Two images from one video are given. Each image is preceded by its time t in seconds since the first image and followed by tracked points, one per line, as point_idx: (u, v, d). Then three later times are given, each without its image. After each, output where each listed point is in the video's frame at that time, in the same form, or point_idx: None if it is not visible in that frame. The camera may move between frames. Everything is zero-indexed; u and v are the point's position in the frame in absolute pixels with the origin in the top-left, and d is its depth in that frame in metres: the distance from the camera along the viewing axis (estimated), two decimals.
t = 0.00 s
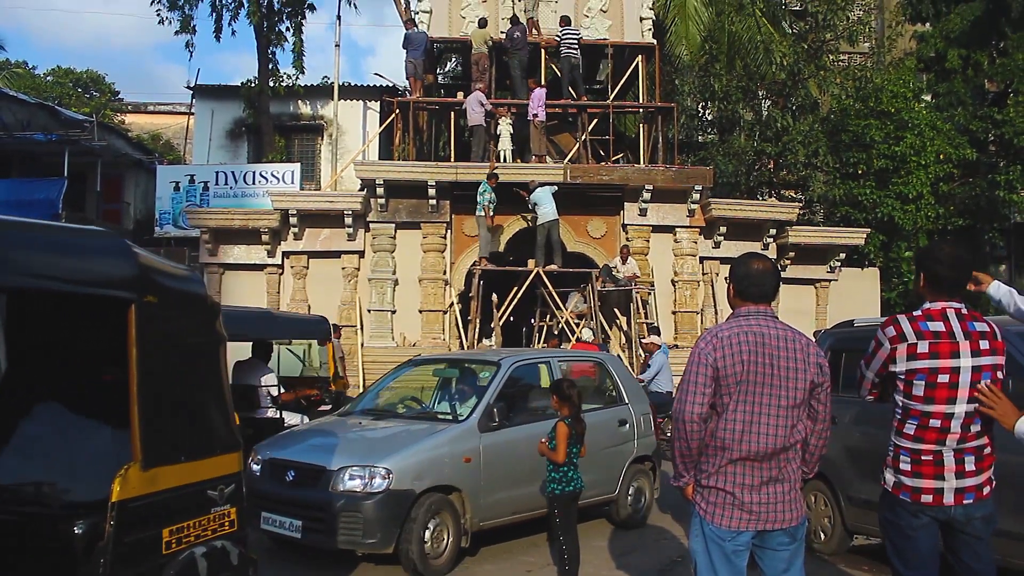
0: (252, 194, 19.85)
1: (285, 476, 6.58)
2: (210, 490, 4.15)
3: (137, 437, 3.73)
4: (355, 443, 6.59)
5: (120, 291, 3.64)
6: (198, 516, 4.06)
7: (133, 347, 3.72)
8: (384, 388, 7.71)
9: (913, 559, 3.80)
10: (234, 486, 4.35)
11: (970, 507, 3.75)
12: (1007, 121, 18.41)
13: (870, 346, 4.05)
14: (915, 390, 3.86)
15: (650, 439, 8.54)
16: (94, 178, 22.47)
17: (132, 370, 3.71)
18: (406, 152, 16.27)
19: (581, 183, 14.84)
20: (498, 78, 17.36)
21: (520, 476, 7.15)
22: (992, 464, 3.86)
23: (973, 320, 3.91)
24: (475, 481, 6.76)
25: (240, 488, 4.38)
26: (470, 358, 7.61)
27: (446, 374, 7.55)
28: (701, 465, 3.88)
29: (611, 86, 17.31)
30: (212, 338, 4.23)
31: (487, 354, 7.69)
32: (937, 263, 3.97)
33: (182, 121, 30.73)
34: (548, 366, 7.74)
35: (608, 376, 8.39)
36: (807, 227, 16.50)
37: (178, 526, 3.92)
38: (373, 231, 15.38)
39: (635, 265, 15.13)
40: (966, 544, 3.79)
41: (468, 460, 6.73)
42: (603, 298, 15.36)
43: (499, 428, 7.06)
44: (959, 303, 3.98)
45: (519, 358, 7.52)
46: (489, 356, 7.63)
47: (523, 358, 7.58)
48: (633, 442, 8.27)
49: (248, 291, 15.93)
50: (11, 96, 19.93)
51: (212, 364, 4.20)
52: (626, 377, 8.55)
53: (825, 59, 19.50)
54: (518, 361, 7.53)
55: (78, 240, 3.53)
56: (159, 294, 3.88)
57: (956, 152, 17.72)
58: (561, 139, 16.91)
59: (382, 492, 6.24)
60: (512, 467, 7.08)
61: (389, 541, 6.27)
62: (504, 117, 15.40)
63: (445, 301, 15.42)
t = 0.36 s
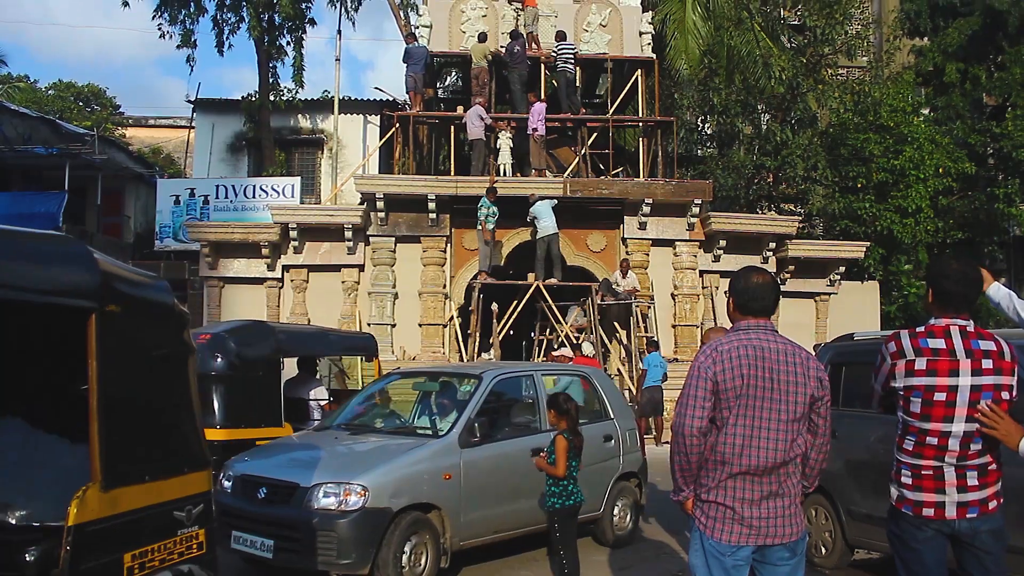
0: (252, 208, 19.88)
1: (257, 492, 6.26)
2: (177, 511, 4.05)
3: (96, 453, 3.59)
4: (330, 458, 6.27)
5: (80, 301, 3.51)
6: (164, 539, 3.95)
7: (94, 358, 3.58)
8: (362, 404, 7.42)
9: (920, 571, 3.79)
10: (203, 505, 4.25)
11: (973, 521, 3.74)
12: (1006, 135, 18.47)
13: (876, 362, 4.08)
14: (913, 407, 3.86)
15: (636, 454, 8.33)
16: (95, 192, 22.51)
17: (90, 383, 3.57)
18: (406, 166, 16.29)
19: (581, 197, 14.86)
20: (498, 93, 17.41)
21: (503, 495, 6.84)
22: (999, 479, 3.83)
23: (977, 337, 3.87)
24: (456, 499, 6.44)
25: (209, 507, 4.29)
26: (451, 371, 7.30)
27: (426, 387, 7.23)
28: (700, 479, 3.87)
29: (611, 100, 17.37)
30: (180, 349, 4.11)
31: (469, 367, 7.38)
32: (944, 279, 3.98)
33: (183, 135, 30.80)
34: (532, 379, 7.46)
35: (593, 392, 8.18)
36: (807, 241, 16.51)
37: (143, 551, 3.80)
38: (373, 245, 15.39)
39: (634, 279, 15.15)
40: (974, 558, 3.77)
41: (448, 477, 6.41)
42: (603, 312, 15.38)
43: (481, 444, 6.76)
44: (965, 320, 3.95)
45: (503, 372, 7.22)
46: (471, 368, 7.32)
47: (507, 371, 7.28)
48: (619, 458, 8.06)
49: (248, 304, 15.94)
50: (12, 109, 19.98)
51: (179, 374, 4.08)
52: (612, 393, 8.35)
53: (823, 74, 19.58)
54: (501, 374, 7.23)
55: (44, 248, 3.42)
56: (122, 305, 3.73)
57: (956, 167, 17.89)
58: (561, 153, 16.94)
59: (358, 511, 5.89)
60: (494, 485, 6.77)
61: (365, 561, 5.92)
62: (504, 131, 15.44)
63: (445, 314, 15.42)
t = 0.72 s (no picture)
0: (253, 222, 19.91)
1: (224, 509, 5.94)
2: (151, 534, 3.94)
3: (62, 475, 3.42)
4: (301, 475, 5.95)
5: (48, 311, 3.37)
6: (133, 565, 3.83)
7: (62, 374, 3.43)
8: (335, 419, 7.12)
9: None
10: (177, 527, 4.15)
11: (986, 536, 3.73)
12: (1005, 148, 18.54)
13: (881, 379, 4.08)
14: (922, 424, 3.85)
15: (620, 472, 8.09)
16: (95, 206, 22.52)
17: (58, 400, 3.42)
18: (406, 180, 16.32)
19: (581, 211, 14.88)
20: (498, 107, 17.46)
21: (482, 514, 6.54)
22: (1008, 494, 3.83)
23: (983, 352, 3.87)
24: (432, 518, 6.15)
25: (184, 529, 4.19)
26: (428, 385, 7.03)
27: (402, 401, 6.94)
28: (700, 493, 3.86)
29: (611, 115, 17.41)
30: (156, 361, 4.01)
31: (447, 381, 7.11)
32: (948, 294, 4.00)
33: (184, 149, 30.86)
34: (513, 393, 7.20)
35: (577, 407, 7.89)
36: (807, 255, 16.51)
37: None
38: (374, 259, 15.39)
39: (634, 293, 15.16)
40: (983, 571, 3.76)
41: (424, 494, 6.12)
42: (603, 325, 15.39)
43: (460, 459, 6.49)
44: (971, 335, 3.95)
45: (483, 385, 6.96)
46: (450, 382, 7.05)
47: (487, 385, 7.03)
48: (603, 475, 7.79)
49: (248, 319, 15.94)
50: (13, 123, 20.02)
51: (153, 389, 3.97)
52: (597, 409, 8.09)
53: (822, 87, 19.63)
54: (482, 388, 6.96)
55: (11, 254, 3.28)
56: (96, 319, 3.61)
57: (954, 180, 18.02)
58: (562, 167, 16.95)
59: (329, 529, 5.57)
60: (473, 503, 6.48)
61: None
62: (504, 145, 15.49)
63: (445, 328, 15.42)
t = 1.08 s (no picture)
0: (252, 237, 19.93)
1: (184, 530, 5.69)
2: (118, 560, 3.83)
3: (22, 494, 3.30)
4: (266, 495, 5.76)
5: (13, 325, 3.24)
6: None
7: (25, 393, 3.31)
8: (305, 435, 6.88)
9: None
10: (146, 553, 4.06)
11: (988, 553, 3.73)
12: (1005, 163, 18.62)
13: (881, 395, 4.06)
14: (924, 440, 3.83)
15: (603, 489, 7.87)
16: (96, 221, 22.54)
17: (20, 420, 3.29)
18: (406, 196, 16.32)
19: (581, 227, 14.90)
20: (497, 123, 17.50)
21: (456, 534, 6.31)
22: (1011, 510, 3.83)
23: (984, 367, 3.88)
24: (403, 539, 5.92)
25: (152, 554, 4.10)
26: (403, 401, 6.80)
27: (376, 418, 6.71)
28: (700, 510, 3.85)
29: (610, 130, 17.46)
30: (125, 377, 3.97)
31: (423, 396, 6.88)
32: (947, 309, 4.00)
33: (184, 165, 30.91)
34: (492, 410, 6.97)
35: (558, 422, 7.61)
36: (806, 270, 16.51)
37: None
38: (374, 274, 15.41)
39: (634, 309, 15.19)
40: None
41: (398, 514, 5.91)
42: (603, 341, 15.43)
43: (434, 477, 6.25)
44: (971, 351, 3.96)
45: (459, 401, 6.74)
46: (426, 398, 6.83)
47: (464, 400, 6.81)
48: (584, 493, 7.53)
49: (247, 333, 15.89)
50: (14, 138, 20.06)
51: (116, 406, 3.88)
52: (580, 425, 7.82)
53: (822, 103, 19.68)
54: (459, 404, 6.74)
55: None
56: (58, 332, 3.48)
57: (953, 196, 18.17)
58: (561, 183, 16.97)
59: (294, 550, 5.38)
60: (447, 523, 6.25)
61: None
62: (504, 161, 15.51)
63: (445, 344, 15.40)
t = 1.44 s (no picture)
0: (253, 253, 19.94)
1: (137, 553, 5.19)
2: None
3: None
4: (224, 514, 5.29)
5: None
6: None
7: None
8: (271, 452, 6.49)
9: None
10: None
11: (983, 569, 3.72)
12: (1004, 179, 18.70)
13: (879, 411, 4.06)
14: (919, 456, 3.83)
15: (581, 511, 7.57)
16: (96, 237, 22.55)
17: None
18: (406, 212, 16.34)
19: (581, 243, 14.91)
20: (497, 139, 17.54)
21: (429, 555, 5.93)
22: (1008, 526, 3.80)
23: (981, 385, 3.86)
24: (373, 560, 5.55)
25: None
26: (372, 416, 6.47)
27: (344, 433, 6.36)
28: (700, 526, 3.84)
29: (610, 146, 17.50)
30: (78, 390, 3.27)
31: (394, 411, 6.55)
32: (947, 324, 4.00)
33: (185, 181, 30.98)
34: (469, 425, 6.68)
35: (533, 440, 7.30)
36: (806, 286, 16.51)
37: None
38: (374, 290, 15.41)
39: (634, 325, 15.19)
40: None
41: (366, 533, 5.53)
42: (603, 357, 15.42)
43: (405, 495, 5.87)
44: (968, 366, 3.94)
45: (433, 415, 6.43)
46: (397, 412, 6.50)
47: (438, 414, 6.50)
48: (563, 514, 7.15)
49: (248, 349, 15.91)
50: (15, 153, 20.07)
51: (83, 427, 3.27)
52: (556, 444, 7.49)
53: (820, 119, 19.70)
54: (433, 418, 6.43)
55: None
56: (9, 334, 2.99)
57: (953, 211, 18.37)
58: (561, 199, 16.99)
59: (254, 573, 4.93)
60: (420, 542, 5.88)
61: None
62: (504, 177, 15.50)
63: (445, 359, 15.39)
